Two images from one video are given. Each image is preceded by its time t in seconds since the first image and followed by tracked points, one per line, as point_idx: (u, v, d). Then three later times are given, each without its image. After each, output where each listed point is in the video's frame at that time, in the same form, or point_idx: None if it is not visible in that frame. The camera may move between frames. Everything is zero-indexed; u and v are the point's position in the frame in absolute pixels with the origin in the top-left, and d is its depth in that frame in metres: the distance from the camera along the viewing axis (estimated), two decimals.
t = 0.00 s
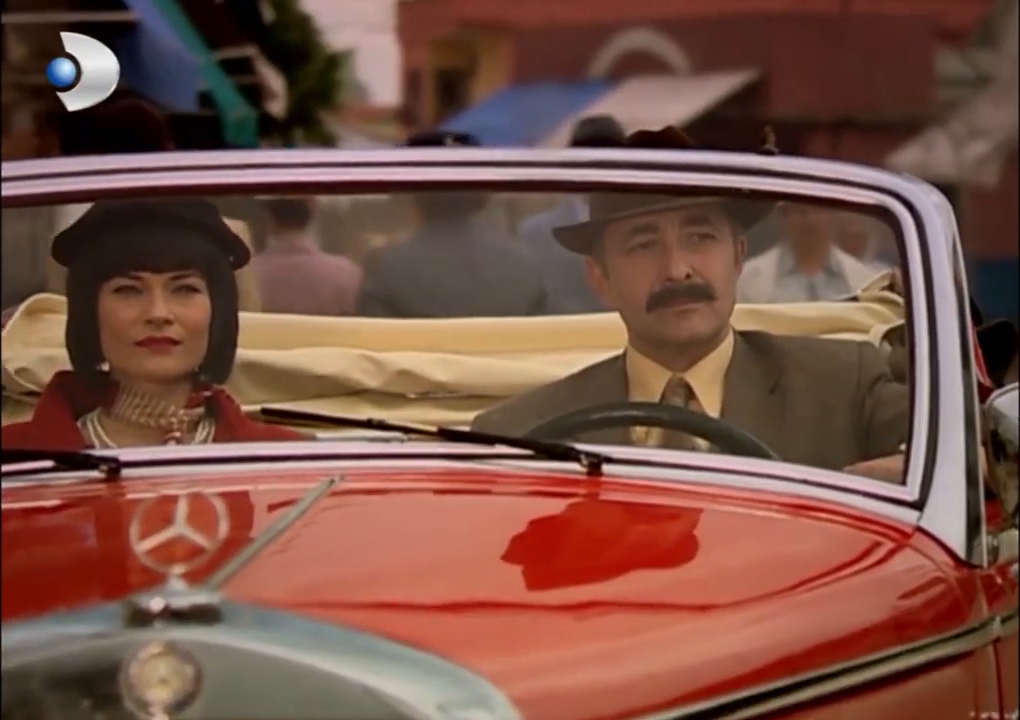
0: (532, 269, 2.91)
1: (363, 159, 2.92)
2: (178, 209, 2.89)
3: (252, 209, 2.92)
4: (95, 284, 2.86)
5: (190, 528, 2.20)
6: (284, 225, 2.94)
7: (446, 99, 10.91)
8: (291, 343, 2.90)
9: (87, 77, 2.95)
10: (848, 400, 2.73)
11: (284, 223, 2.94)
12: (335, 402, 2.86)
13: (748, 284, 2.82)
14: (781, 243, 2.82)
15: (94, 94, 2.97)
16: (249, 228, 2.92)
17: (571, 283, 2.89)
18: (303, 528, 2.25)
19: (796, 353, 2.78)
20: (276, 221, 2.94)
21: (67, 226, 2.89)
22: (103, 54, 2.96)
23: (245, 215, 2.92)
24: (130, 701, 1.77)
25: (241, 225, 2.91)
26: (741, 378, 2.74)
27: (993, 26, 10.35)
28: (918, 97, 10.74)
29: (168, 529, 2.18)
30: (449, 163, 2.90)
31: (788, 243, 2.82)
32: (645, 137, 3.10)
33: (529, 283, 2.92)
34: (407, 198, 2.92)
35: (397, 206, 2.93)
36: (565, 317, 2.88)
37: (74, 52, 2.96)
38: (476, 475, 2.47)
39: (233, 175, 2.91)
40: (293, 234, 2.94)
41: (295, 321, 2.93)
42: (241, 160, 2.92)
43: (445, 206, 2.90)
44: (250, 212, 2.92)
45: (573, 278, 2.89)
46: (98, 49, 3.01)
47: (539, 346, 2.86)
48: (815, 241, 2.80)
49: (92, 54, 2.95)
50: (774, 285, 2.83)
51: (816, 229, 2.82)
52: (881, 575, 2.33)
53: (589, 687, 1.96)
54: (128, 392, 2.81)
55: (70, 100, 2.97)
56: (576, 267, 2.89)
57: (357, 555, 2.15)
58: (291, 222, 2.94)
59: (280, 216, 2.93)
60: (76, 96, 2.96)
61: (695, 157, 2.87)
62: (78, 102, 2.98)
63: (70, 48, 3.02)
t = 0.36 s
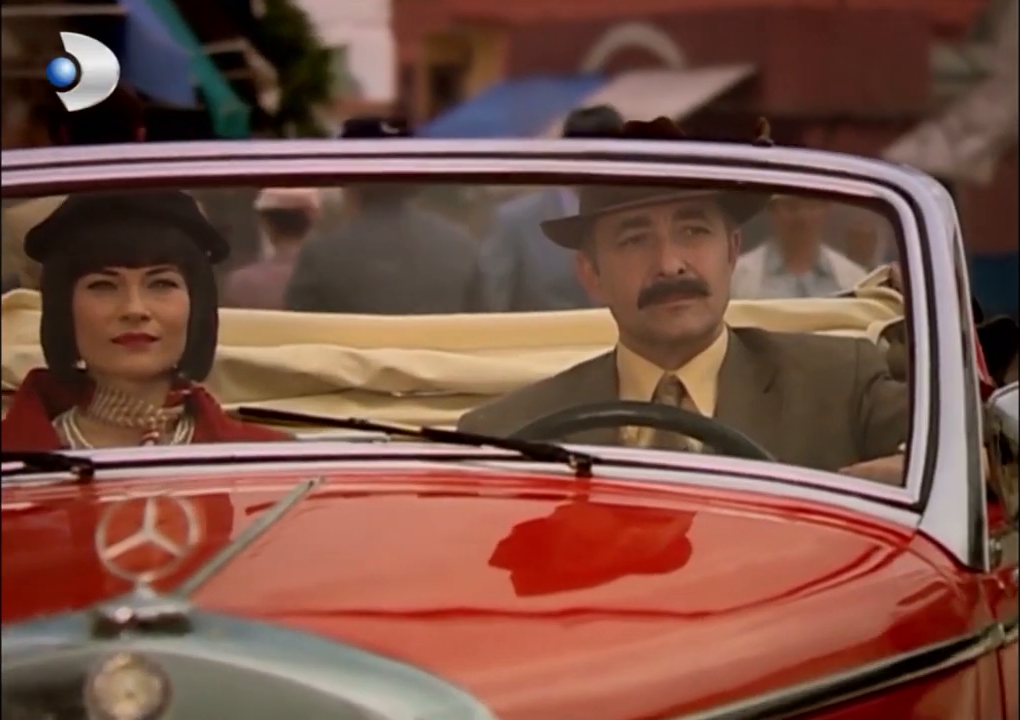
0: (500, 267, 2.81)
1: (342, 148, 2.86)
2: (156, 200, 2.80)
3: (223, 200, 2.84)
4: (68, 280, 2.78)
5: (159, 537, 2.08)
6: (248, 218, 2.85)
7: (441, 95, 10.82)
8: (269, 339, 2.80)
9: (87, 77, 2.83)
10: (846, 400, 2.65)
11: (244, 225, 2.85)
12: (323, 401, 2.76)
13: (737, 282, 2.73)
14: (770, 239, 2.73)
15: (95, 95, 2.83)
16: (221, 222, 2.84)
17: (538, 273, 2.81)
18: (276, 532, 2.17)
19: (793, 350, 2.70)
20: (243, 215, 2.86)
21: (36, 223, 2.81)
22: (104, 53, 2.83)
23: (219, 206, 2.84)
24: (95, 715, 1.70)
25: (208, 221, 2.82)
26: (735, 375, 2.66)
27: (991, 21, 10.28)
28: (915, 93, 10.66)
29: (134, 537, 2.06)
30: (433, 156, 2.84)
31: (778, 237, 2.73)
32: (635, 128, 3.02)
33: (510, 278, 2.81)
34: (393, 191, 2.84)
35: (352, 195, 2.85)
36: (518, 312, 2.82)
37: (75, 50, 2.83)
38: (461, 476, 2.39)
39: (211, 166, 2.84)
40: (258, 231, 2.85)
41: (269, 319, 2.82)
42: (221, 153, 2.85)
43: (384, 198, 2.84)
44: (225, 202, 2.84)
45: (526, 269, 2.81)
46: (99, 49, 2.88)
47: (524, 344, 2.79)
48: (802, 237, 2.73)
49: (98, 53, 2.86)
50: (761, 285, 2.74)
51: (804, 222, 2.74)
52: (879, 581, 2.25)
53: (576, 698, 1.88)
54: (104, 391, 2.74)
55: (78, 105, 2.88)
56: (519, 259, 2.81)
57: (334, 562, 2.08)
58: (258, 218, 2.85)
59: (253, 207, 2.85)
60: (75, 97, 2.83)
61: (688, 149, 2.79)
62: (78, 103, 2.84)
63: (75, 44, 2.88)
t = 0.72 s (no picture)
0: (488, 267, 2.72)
1: (327, 146, 2.74)
2: (132, 197, 2.71)
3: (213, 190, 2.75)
4: (42, 279, 2.68)
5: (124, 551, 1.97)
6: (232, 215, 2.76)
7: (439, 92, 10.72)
8: (248, 341, 2.74)
9: (87, 76, 2.82)
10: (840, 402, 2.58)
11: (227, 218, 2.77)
12: (308, 406, 2.72)
13: (738, 272, 2.65)
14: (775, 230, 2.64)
15: (94, 95, 2.83)
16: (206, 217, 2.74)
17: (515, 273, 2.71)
18: (253, 546, 2.08)
19: (786, 351, 2.63)
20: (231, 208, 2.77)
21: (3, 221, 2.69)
22: (103, 53, 2.83)
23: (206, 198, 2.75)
24: None
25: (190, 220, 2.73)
26: (728, 378, 2.59)
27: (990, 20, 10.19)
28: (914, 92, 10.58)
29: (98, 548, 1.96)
30: (421, 151, 2.73)
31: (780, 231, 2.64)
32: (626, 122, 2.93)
33: (498, 280, 2.73)
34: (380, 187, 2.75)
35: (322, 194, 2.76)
36: (498, 314, 2.75)
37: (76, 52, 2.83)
38: (444, 484, 2.31)
39: (189, 162, 2.73)
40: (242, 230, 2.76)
41: (247, 319, 2.76)
42: (198, 147, 2.74)
43: (359, 196, 2.75)
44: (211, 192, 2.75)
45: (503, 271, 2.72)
46: (98, 49, 2.88)
47: (511, 348, 2.71)
48: (810, 230, 2.65)
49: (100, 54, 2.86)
50: (765, 276, 2.66)
51: (804, 216, 2.66)
52: (877, 593, 2.17)
53: None
54: (78, 395, 2.65)
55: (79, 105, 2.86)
56: (478, 263, 2.73)
57: (311, 577, 1.99)
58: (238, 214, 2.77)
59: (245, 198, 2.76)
60: (75, 96, 2.82)
61: (679, 144, 2.70)
62: (77, 103, 2.83)
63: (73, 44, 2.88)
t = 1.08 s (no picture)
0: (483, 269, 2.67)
1: (312, 139, 2.64)
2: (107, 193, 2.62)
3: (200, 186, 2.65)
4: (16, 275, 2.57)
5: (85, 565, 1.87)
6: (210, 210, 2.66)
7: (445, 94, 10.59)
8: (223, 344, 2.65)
9: (87, 76, 2.73)
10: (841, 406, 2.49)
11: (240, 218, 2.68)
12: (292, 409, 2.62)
13: (726, 280, 2.57)
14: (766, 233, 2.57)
15: (95, 95, 2.74)
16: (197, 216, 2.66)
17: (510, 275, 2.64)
18: (221, 556, 2.00)
19: (785, 353, 2.54)
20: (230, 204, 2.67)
21: None
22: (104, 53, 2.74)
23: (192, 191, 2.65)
24: None
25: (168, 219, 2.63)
26: (722, 380, 2.50)
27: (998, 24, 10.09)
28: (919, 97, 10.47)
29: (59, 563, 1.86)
30: (408, 144, 2.64)
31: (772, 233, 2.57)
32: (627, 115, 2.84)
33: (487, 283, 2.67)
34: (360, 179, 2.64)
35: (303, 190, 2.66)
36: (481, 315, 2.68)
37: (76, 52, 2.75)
38: (429, 491, 2.23)
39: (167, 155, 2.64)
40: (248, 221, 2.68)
41: (230, 321, 2.68)
42: (179, 141, 2.65)
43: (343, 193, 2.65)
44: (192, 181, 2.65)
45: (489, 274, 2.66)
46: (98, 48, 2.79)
47: (506, 348, 2.65)
48: (792, 229, 2.57)
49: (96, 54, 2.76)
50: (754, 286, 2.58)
51: (789, 215, 2.59)
52: (878, 603, 2.08)
53: None
54: (52, 397, 2.56)
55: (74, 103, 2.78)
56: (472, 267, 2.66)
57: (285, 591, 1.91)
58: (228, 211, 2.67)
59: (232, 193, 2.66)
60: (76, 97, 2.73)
61: (674, 139, 2.62)
62: (78, 103, 2.74)
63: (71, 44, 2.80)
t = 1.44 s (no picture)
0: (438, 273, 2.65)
1: (299, 133, 2.55)
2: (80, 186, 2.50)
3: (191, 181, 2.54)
4: None
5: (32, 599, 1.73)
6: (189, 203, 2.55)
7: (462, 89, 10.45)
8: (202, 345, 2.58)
9: (87, 76, 2.68)
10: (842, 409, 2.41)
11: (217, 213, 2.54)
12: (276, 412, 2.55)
13: (728, 276, 2.49)
14: (766, 229, 2.48)
15: (96, 95, 2.69)
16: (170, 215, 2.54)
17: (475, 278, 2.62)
18: (177, 581, 1.93)
19: (785, 354, 2.45)
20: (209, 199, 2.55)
21: None
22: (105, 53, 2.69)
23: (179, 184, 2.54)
24: None
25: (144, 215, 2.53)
26: (720, 381, 2.42)
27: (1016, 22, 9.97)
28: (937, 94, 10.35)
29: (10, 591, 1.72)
30: (398, 138, 2.55)
31: (771, 223, 2.48)
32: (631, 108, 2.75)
33: (466, 285, 2.64)
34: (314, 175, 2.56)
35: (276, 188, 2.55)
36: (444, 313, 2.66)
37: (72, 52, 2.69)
38: (413, 499, 2.15)
39: (149, 149, 2.54)
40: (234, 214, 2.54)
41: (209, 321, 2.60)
42: (164, 134, 2.55)
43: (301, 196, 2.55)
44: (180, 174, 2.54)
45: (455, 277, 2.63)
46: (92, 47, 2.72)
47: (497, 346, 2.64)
48: (798, 225, 2.46)
49: (93, 55, 2.71)
50: (758, 282, 2.49)
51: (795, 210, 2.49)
52: (880, 617, 2.00)
53: None
54: (27, 399, 2.42)
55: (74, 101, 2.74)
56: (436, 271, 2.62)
57: (248, 624, 1.84)
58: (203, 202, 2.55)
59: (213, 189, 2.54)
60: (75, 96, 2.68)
61: (670, 131, 2.52)
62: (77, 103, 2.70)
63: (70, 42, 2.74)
